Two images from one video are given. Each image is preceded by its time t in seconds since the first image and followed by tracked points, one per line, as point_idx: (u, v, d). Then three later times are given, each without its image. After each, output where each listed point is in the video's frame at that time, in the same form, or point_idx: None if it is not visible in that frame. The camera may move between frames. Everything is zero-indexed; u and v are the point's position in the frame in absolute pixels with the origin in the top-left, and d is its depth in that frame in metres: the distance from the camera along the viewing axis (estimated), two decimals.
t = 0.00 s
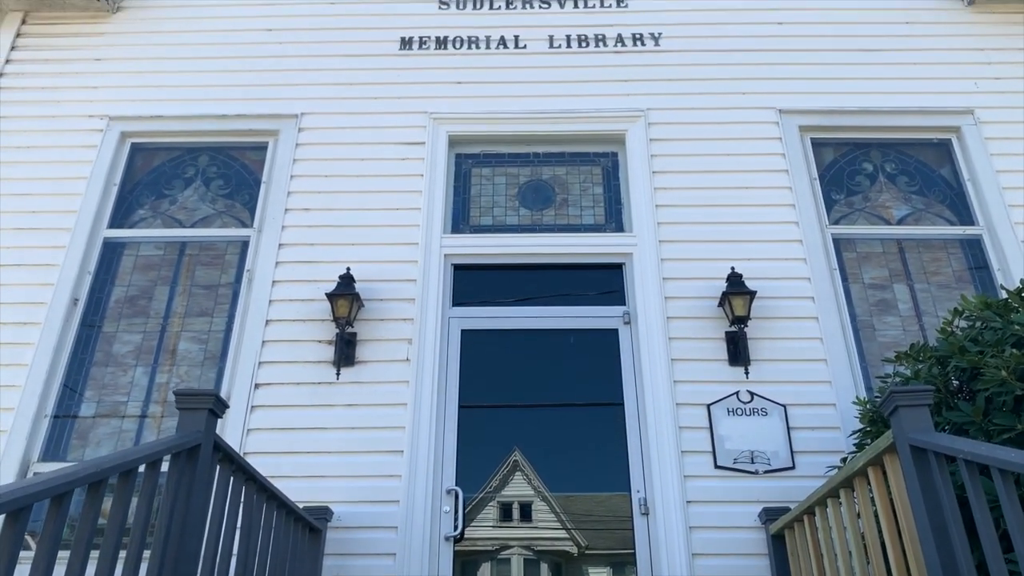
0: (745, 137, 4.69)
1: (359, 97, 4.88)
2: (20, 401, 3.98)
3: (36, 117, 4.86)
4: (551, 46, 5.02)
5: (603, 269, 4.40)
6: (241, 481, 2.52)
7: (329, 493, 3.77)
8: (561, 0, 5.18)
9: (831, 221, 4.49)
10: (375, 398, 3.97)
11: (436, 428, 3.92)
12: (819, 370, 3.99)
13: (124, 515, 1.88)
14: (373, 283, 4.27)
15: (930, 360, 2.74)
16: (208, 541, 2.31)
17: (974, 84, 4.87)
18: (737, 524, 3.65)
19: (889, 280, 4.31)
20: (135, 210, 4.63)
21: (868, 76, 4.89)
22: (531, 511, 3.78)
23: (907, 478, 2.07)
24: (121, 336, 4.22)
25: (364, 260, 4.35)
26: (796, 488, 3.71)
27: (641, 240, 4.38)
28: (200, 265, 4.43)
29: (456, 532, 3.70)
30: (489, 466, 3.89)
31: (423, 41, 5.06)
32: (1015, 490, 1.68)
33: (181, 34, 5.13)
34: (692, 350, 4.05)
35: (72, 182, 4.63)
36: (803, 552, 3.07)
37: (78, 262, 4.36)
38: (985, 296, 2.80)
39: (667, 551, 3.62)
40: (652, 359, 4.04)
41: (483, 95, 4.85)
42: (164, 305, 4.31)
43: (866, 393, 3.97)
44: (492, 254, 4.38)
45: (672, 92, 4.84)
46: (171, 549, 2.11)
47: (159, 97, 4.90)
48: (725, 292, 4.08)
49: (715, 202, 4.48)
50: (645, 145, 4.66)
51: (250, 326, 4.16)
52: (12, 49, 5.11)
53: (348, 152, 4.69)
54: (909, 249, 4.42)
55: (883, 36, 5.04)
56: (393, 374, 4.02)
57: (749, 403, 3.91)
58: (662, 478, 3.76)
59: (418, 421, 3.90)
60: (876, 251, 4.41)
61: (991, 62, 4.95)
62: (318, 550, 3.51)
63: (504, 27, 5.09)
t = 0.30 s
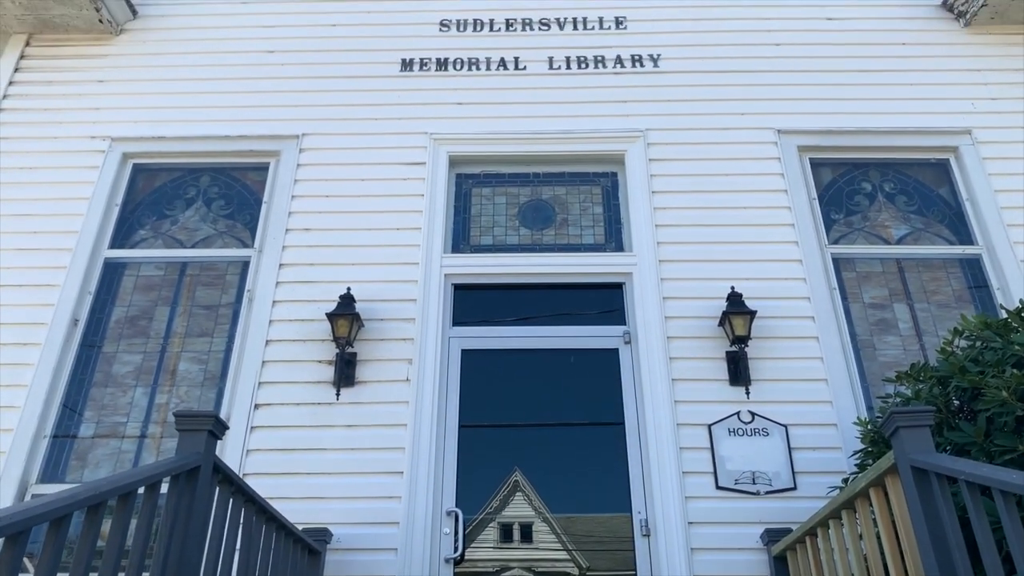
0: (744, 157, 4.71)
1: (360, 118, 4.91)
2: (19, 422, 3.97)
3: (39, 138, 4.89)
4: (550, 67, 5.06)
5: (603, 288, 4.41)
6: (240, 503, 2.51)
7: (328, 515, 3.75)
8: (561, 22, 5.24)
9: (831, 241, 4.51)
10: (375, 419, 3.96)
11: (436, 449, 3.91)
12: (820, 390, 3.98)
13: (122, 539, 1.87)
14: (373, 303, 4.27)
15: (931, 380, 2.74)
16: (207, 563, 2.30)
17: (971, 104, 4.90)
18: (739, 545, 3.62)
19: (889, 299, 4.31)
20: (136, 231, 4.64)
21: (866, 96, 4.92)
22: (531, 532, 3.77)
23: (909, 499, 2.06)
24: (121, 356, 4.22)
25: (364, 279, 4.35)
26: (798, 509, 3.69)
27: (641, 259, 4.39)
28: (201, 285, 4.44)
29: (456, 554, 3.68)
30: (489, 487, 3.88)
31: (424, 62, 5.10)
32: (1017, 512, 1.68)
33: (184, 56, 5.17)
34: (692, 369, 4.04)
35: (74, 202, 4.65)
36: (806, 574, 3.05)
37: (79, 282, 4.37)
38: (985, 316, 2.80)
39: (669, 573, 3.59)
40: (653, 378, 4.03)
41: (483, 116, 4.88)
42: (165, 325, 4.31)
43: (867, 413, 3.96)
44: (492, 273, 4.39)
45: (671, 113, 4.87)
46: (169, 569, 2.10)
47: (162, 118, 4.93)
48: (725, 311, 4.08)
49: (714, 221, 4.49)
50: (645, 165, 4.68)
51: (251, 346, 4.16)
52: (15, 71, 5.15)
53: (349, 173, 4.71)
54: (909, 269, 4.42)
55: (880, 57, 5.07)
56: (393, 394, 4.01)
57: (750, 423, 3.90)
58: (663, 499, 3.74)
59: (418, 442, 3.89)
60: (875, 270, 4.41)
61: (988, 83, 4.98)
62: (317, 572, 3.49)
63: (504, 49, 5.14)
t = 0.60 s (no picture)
0: (742, 177, 4.73)
1: (360, 138, 4.94)
2: (18, 442, 3.97)
3: (41, 158, 4.91)
4: (549, 88, 5.09)
5: (603, 307, 4.42)
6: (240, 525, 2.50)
7: (327, 536, 3.73)
8: (560, 44, 5.28)
9: (830, 260, 4.52)
10: (374, 439, 3.95)
11: (436, 469, 3.90)
12: (820, 410, 3.98)
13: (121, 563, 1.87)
14: (373, 322, 4.28)
15: (931, 401, 2.74)
16: None
17: (968, 125, 4.93)
18: (741, 567, 3.60)
19: (888, 318, 4.32)
20: (137, 250, 4.66)
21: (863, 117, 4.95)
22: (531, 551, 3.78)
23: (910, 521, 2.06)
24: (120, 376, 4.21)
25: (364, 299, 4.36)
26: (799, 529, 3.67)
27: (640, 279, 4.40)
28: (201, 304, 4.44)
29: None
30: (489, 507, 3.88)
31: (424, 83, 5.14)
32: (1017, 534, 1.68)
33: (186, 77, 5.21)
34: (692, 389, 4.04)
35: (75, 222, 4.67)
36: None
37: (79, 302, 4.38)
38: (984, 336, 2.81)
39: None
40: (653, 398, 4.03)
41: (483, 136, 4.90)
42: (165, 345, 4.31)
43: (868, 433, 3.95)
44: (492, 292, 4.40)
45: (670, 133, 4.90)
46: None
47: (163, 139, 4.95)
48: (725, 331, 4.08)
49: (713, 241, 4.50)
50: (644, 185, 4.70)
51: (250, 366, 4.16)
52: (18, 92, 5.18)
53: (350, 193, 4.73)
54: (908, 288, 4.43)
55: (877, 78, 5.11)
56: (393, 414, 4.00)
57: (750, 443, 3.89)
58: (664, 520, 3.72)
59: (417, 462, 3.88)
60: (875, 290, 4.42)
61: (984, 103, 5.01)
62: None
63: (504, 70, 5.17)
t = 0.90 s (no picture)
0: (740, 196, 4.75)
1: (359, 157, 4.96)
2: (15, 461, 3.95)
3: (41, 177, 4.93)
4: (548, 107, 5.12)
5: (601, 325, 4.42)
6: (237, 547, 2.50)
7: (324, 557, 3.71)
8: (559, 63, 5.32)
9: (827, 279, 4.53)
10: (372, 459, 3.93)
11: (434, 489, 3.90)
12: (818, 428, 3.97)
13: None
14: (371, 341, 4.27)
15: (929, 421, 2.75)
16: None
17: (964, 144, 4.95)
18: None
19: (886, 337, 4.33)
20: (136, 269, 4.66)
21: (859, 136, 4.98)
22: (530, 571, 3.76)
23: (909, 541, 2.05)
24: (118, 396, 4.21)
25: (363, 318, 4.36)
26: (799, 549, 3.65)
27: (639, 297, 4.40)
28: (199, 323, 4.44)
29: None
30: (488, 526, 3.87)
31: (423, 102, 5.17)
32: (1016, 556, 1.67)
33: (186, 97, 5.23)
34: (691, 408, 4.03)
35: (74, 241, 4.67)
36: None
37: (77, 321, 4.37)
38: (981, 355, 2.83)
39: None
40: (651, 417, 4.03)
41: (482, 156, 4.93)
42: (163, 364, 4.31)
43: (867, 452, 3.94)
44: (490, 311, 4.40)
45: (668, 152, 4.93)
46: None
47: (163, 158, 4.97)
48: (723, 349, 4.08)
49: (712, 259, 4.51)
50: (642, 204, 4.72)
51: (248, 385, 4.15)
52: (20, 112, 5.21)
53: (348, 212, 4.74)
54: (906, 306, 4.44)
55: (873, 97, 5.15)
56: (391, 434, 3.99)
57: (749, 462, 3.88)
58: (663, 541, 3.70)
59: (416, 481, 3.87)
60: (872, 308, 4.43)
61: (980, 122, 5.04)
62: None
63: (502, 89, 5.21)
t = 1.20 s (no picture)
0: (736, 216, 4.77)
1: (358, 178, 4.98)
2: (10, 482, 3.93)
3: (40, 197, 4.94)
4: (545, 128, 5.15)
5: (599, 345, 4.42)
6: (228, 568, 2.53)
7: None
8: (556, 85, 5.36)
9: (825, 299, 4.54)
10: (369, 480, 3.92)
11: (432, 510, 3.88)
12: (817, 449, 3.96)
13: None
14: (369, 361, 4.27)
15: (927, 442, 2.75)
16: None
17: (959, 165, 4.98)
18: None
19: (884, 357, 4.33)
20: (134, 289, 4.67)
21: (855, 157, 5.01)
22: None
23: (909, 564, 2.07)
24: (114, 417, 4.20)
25: (361, 338, 4.36)
26: (798, 572, 3.63)
27: (636, 317, 4.40)
28: (197, 343, 4.44)
29: None
30: (486, 547, 3.86)
31: (422, 123, 5.20)
32: None
33: (185, 118, 5.26)
34: (689, 429, 4.02)
35: (72, 261, 4.67)
36: None
37: (74, 341, 4.37)
38: (978, 376, 2.84)
39: None
40: (649, 438, 4.02)
41: (479, 176, 4.95)
42: (160, 384, 4.30)
43: (865, 473, 3.93)
44: (488, 331, 4.40)
45: (665, 173, 4.95)
46: None
47: (163, 179, 4.99)
48: (721, 370, 4.08)
49: (709, 279, 4.52)
50: (639, 224, 4.74)
51: (245, 406, 4.14)
52: (19, 133, 5.23)
53: (347, 232, 4.75)
54: (903, 327, 4.45)
55: (869, 119, 5.18)
56: (388, 455, 3.97)
57: (748, 483, 3.86)
58: (662, 563, 3.68)
59: (413, 503, 3.85)
60: (870, 328, 4.44)
61: (974, 144, 5.08)
62: None
63: (500, 110, 5.24)
